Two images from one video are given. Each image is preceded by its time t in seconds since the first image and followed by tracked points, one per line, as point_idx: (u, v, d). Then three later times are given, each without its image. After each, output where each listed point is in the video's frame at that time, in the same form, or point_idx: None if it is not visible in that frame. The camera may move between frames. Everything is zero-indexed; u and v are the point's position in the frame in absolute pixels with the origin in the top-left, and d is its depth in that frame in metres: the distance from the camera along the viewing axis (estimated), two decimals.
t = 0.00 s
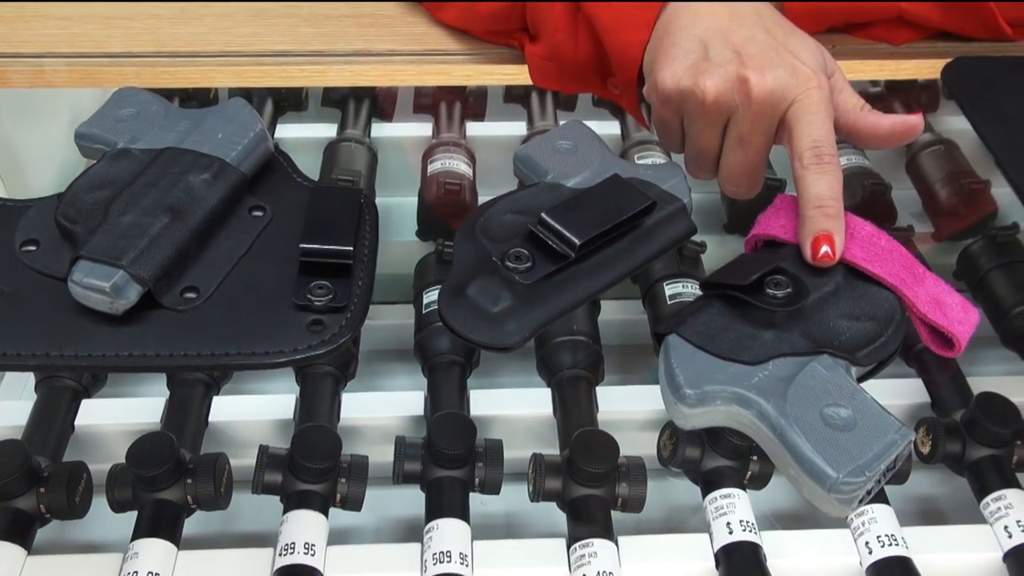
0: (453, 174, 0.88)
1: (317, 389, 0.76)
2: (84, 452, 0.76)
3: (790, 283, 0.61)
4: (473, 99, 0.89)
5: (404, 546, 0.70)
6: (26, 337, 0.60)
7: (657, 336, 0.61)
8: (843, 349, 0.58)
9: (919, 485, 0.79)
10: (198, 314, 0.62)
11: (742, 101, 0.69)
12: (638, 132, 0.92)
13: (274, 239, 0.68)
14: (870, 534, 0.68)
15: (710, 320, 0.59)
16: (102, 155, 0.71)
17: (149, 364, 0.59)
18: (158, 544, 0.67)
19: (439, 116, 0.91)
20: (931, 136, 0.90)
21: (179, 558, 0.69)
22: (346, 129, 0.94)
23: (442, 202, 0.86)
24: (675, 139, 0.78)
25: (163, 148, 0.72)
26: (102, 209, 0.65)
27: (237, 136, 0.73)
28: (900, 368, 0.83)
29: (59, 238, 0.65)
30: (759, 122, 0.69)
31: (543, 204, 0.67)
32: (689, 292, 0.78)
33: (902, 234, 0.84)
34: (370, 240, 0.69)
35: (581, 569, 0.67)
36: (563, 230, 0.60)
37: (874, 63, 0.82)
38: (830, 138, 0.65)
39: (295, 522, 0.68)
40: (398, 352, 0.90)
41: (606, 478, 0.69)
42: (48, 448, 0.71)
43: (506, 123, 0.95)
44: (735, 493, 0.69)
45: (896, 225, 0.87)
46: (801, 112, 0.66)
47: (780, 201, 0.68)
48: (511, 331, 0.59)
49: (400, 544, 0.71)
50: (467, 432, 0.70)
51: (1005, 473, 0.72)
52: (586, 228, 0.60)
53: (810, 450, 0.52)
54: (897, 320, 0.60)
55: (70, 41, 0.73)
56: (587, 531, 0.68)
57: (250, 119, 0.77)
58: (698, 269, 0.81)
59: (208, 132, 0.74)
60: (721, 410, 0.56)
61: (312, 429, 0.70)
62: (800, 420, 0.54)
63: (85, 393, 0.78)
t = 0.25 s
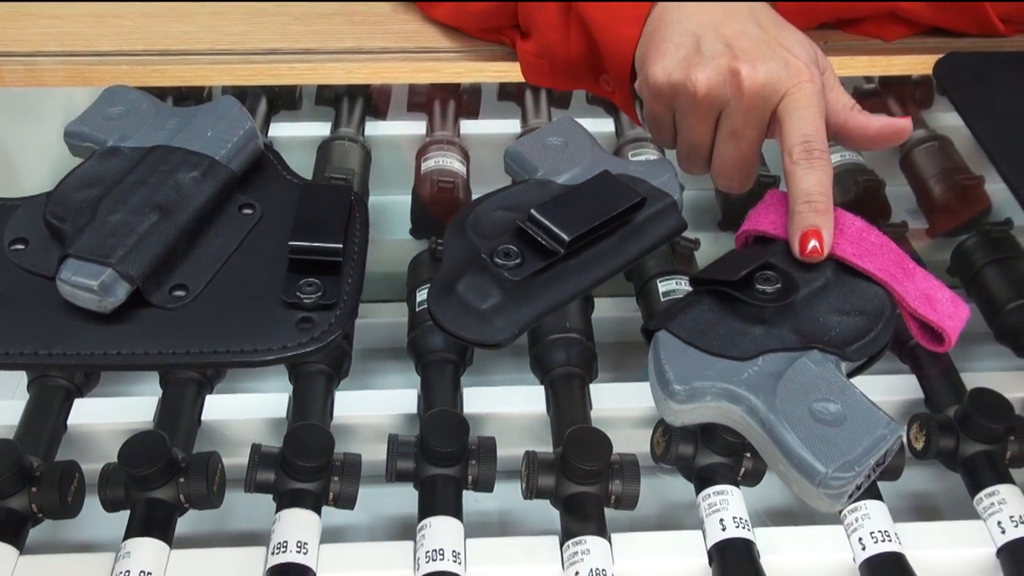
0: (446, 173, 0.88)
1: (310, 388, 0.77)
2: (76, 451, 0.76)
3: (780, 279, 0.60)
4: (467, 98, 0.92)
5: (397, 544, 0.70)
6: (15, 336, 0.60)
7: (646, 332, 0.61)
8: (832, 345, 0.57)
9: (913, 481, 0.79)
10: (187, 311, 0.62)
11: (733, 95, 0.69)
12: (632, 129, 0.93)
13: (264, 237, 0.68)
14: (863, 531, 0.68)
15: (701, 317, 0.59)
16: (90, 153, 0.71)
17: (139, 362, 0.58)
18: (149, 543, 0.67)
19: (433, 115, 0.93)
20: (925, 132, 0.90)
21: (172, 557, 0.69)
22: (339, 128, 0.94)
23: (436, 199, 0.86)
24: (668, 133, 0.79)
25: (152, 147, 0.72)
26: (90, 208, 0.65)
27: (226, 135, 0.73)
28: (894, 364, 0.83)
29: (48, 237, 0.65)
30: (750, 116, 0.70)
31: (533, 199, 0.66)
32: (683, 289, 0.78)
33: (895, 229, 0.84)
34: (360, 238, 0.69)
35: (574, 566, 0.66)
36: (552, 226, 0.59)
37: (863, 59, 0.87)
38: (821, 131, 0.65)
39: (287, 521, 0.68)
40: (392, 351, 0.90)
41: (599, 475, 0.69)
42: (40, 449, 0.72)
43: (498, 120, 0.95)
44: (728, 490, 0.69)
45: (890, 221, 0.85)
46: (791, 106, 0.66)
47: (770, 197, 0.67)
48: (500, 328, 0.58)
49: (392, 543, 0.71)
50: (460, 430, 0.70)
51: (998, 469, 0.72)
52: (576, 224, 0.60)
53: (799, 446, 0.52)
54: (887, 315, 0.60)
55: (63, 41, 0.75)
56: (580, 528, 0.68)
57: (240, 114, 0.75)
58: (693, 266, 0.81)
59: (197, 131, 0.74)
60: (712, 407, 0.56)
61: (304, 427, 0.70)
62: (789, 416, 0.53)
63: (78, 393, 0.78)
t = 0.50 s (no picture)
0: (436, 166, 0.88)
1: (299, 385, 0.76)
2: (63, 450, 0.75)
3: (767, 271, 0.59)
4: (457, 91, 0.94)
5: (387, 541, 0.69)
6: None
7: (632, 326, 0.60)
8: (820, 338, 0.56)
9: (907, 474, 0.78)
10: (167, 308, 0.61)
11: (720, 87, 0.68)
12: (623, 123, 0.92)
13: (246, 232, 0.67)
14: (857, 525, 0.67)
15: (687, 310, 0.58)
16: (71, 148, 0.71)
17: (118, 361, 0.58)
18: (135, 543, 0.67)
19: (424, 109, 0.94)
20: (919, 122, 0.90)
21: (159, 557, 0.68)
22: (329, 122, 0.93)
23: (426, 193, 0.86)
24: (655, 128, 0.77)
25: (132, 141, 0.71)
26: (69, 204, 0.64)
27: (208, 128, 0.72)
28: (888, 357, 0.82)
29: (28, 234, 0.64)
30: (739, 108, 0.68)
31: (518, 192, 0.65)
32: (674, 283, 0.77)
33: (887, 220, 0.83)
34: (344, 232, 0.68)
35: (565, 562, 0.66)
36: (536, 219, 0.59)
37: (854, 48, 0.89)
38: (809, 123, 0.64)
39: (275, 519, 0.67)
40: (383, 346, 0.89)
41: (590, 470, 0.69)
42: (25, 447, 0.71)
43: (489, 115, 0.95)
44: (719, 485, 0.68)
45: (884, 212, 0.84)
46: (779, 98, 0.66)
47: (759, 186, 0.66)
48: (483, 323, 0.58)
49: (383, 540, 0.70)
50: (449, 426, 0.70)
51: (992, 462, 0.71)
52: (561, 217, 0.59)
53: (785, 441, 0.51)
54: (877, 307, 0.59)
55: (45, 38, 0.78)
56: (571, 524, 0.68)
57: (220, 108, 0.74)
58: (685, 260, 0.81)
59: (177, 126, 0.72)
60: (697, 400, 0.55)
61: (293, 424, 0.70)
62: (775, 410, 0.52)
63: (64, 392, 0.77)
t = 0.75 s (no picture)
0: (423, 160, 0.86)
1: (283, 384, 0.75)
2: (43, 454, 0.74)
3: (753, 263, 0.57)
4: (445, 83, 0.92)
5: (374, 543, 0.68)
6: None
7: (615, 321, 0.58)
8: (807, 331, 0.55)
9: (903, 466, 0.77)
10: (137, 308, 0.59)
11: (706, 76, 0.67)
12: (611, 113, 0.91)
13: (220, 230, 0.65)
14: (851, 519, 0.66)
15: (671, 304, 0.56)
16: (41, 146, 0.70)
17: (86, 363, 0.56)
18: (117, 547, 0.66)
19: (410, 102, 0.91)
20: (912, 109, 0.89)
21: (141, 561, 0.67)
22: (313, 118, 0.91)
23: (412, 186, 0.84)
24: (639, 120, 0.76)
25: (102, 138, 0.70)
26: (38, 204, 0.63)
27: (181, 123, 0.71)
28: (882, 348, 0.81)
29: None
30: (726, 97, 0.67)
31: (498, 185, 0.63)
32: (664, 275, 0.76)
33: (879, 208, 0.83)
34: (321, 229, 0.66)
35: (554, 562, 0.65)
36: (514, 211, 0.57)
37: (842, 35, 0.90)
38: (797, 111, 0.63)
39: (259, 521, 0.66)
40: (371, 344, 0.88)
41: (579, 468, 0.68)
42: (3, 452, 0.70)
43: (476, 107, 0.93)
44: (711, 480, 0.67)
45: (876, 202, 0.84)
46: (767, 86, 0.64)
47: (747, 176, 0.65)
48: (463, 320, 0.56)
49: (371, 542, 0.69)
50: (436, 424, 0.69)
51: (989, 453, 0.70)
52: (541, 211, 0.57)
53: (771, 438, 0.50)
54: (866, 299, 0.57)
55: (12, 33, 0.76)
56: (560, 523, 0.67)
57: (194, 103, 0.72)
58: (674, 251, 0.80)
59: (149, 122, 0.71)
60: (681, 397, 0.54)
61: (277, 424, 0.69)
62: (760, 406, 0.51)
63: (45, 395, 0.75)
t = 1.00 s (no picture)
0: (405, 153, 0.84)
1: (261, 385, 0.73)
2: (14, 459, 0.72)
3: (735, 259, 0.55)
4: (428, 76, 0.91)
5: (353, 547, 0.66)
6: None
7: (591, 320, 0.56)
8: (792, 330, 0.53)
9: (896, 463, 0.76)
10: (95, 311, 0.58)
11: (686, 63, 0.64)
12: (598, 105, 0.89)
13: (184, 229, 0.63)
14: (842, 519, 0.64)
15: (650, 302, 0.54)
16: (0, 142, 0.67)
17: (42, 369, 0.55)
18: (90, 554, 0.64)
19: (393, 94, 0.89)
20: (905, 98, 0.88)
21: (112, 569, 0.65)
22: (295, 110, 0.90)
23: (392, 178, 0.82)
24: (618, 111, 0.74)
25: (62, 134, 0.67)
26: None
27: (145, 117, 0.68)
28: (874, 342, 0.79)
29: None
30: (707, 85, 0.65)
31: (471, 179, 0.60)
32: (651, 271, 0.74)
33: (872, 198, 0.81)
34: (289, 227, 0.64)
35: (536, 567, 0.63)
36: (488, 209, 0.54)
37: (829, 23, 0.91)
38: (780, 100, 0.61)
39: (235, 527, 0.64)
40: (354, 341, 0.86)
41: (562, 469, 0.66)
42: None
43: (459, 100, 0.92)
44: (698, 481, 0.65)
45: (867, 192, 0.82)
46: (750, 73, 0.62)
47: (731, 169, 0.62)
48: (433, 322, 0.54)
49: (350, 546, 0.67)
50: (416, 425, 0.67)
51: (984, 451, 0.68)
52: (513, 206, 0.55)
53: (751, 443, 0.47)
54: (853, 296, 0.55)
55: None
56: (544, 526, 0.65)
57: (157, 97, 0.70)
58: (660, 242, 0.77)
59: (110, 117, 0.68)
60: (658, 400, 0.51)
61: (252, 426, 0.67)
62: (741, 410, 0.48)
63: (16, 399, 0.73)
